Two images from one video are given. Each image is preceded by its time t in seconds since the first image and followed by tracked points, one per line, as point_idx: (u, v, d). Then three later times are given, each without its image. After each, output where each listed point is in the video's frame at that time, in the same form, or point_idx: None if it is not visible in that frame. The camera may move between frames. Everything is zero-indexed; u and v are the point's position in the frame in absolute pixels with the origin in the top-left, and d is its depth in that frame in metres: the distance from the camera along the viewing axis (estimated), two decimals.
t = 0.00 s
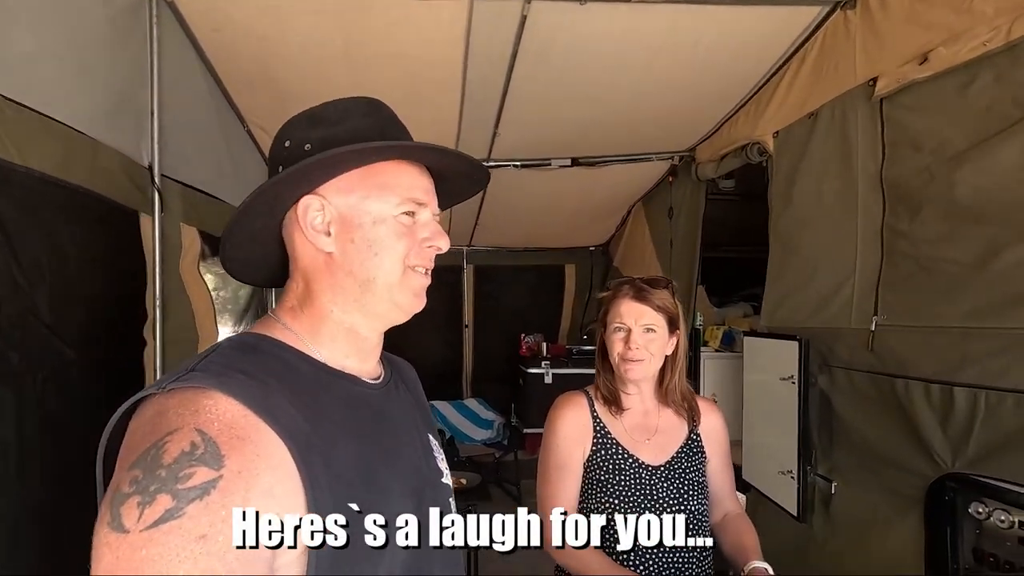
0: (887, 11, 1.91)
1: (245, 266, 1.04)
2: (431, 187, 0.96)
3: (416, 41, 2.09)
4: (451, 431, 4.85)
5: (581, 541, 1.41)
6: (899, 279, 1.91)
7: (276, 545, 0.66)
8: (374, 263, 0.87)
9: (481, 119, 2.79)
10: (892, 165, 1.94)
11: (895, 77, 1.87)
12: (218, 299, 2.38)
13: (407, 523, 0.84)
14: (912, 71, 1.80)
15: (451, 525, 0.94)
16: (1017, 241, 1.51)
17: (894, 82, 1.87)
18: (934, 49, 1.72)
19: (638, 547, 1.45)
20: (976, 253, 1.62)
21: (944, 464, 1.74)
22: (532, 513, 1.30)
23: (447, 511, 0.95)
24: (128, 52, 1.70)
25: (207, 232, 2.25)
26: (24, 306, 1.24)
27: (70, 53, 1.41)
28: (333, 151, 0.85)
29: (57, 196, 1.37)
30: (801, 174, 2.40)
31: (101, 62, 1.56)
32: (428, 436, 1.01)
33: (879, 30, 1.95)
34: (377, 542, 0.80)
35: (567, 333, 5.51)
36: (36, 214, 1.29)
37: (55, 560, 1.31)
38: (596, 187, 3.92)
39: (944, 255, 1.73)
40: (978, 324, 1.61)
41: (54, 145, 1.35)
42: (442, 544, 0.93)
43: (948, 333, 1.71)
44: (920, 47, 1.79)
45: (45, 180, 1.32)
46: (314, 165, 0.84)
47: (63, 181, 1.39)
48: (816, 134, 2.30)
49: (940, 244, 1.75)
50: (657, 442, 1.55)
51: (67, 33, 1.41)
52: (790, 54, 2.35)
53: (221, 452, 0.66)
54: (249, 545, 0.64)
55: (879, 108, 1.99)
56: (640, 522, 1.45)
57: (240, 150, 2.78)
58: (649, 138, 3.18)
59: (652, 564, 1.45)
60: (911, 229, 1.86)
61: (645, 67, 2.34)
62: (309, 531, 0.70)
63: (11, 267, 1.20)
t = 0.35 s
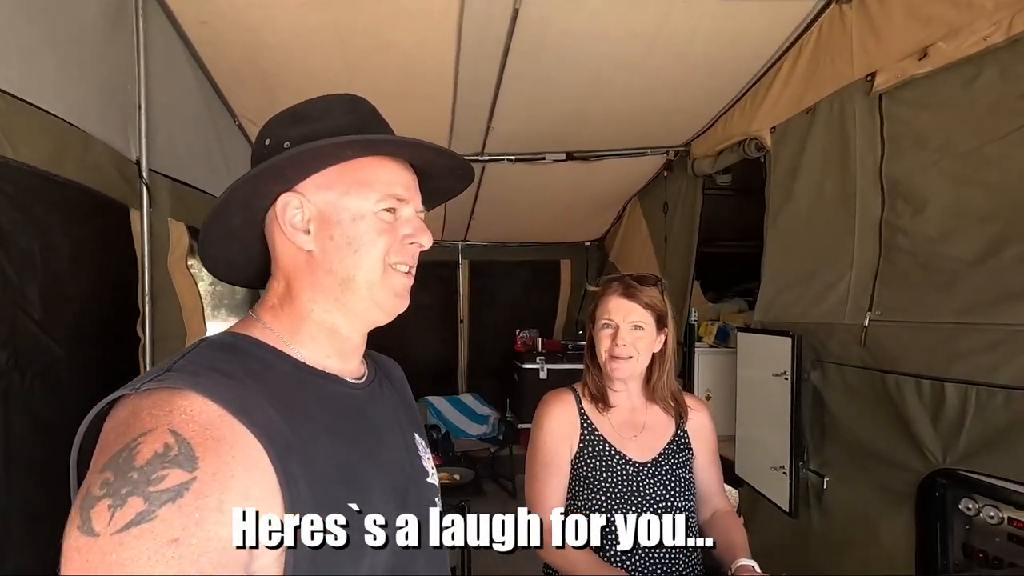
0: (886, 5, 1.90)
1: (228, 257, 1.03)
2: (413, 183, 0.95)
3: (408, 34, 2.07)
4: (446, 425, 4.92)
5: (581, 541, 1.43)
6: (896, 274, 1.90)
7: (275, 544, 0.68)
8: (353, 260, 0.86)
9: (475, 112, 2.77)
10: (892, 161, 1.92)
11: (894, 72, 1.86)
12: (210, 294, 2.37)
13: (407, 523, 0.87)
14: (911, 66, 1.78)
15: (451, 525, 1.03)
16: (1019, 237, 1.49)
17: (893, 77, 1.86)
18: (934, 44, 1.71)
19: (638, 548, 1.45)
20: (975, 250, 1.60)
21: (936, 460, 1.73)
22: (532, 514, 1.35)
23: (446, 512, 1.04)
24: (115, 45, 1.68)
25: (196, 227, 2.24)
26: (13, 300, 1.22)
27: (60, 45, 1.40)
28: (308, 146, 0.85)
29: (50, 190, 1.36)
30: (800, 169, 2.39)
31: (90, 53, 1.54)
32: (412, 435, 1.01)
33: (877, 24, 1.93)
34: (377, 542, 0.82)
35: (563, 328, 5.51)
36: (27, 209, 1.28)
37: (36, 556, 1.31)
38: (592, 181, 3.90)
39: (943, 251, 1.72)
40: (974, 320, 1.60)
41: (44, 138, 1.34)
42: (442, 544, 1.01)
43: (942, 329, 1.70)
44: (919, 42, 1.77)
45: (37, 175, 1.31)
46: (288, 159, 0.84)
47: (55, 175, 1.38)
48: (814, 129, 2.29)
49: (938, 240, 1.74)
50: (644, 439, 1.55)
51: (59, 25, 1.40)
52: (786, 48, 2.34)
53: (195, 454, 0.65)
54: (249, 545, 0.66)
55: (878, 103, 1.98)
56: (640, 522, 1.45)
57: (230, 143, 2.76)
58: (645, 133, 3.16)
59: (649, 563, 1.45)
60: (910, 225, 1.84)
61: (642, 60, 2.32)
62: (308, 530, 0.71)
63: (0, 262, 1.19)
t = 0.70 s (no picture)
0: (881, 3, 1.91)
1: (223, 252, 1.04)
2: (405, 177, 0.96)
3: (406, 31, 2.09)
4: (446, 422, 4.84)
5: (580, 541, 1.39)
6: (889, 271, 1.91)
7: (275, 545, 0.69)
8: (345, 254, 0.87)
9: (474, 109, 2.78)
10: (886, 158, 1.93)
11: (889, 69, 1.87)
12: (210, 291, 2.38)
13: (407, 523, 0.89)
14: (906, 63, 1.79)
15: (449, 524, 1.12)
16: (1010, 234, 1.49)
17: (888, 74, 1.86)
18: (928, 41, 1.72)
19: (638, 548, 1.43)
20: (966, 245, 1.61)
21: (930, 456, 1.73)
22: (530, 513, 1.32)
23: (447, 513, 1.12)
24: (114, 43, 1.69)
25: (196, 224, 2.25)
26: (10, 296, 1.24)
27: (55, 43, 1.41)
28: (298, 140, 0.86)
29: (43, 188, 1.36)
30: (796, 166, 2.39)
31: (88, 51, 1.56)
32: (408, 426, 1.03)
33: (873, 21, 1.94)
34: (377, 542, 0.83)
35: (562, 325, 5.54)
36: (20, 208, 1.28)
37: (34, 549, 1.32)
38: (591, 178, 3.91)
39: (936, 248, 1.72)
40: (968, 317, 1.60)
41: (38, 135, 1.34)
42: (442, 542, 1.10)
43: (936, 326, 1.71)
44: (914, 39, 1.78)
45: (31, 173, 1.32)
46: (279, 155, 0.86)
47: (49, 173, 1.38)
48: (811, 126, 2.30)
49: (930, 237, 1.75)
50: (638, 433, 1.56)
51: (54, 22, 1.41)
52: (784, 45, 2.34)
53: (190, 441, 0.66)
54: (248, 545, 0.68)
55: (873, 100, 1.98)
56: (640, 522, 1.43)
57: (229, 139, 2.77)
58: (643, 129, 3.17)
59: (646, 559, 1.44)
60: (904, 222, 1.85)
61: (638, 56, 2.33)
62: (307, 531, 0.72)
63: None
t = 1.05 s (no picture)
0: None
1: (216, 248, 1.04)
2: (392, 176, 0.96)
3: (405, 26, 2.09)
4: (444, 420, 4.95)
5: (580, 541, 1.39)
6: (885, 269, 1.90)
7: (276, 545, 0.72)
8: (330, 253, 0.88)
9: (471, 105, 2.78)
10: (880, 155, 1.93)
11: (884, 66, 1.87)
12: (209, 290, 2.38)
13: (407, 523, 0.92)
14: (900, 60, 1.79)
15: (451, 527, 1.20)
16: (1003, 231, 1.50)
17: (883, 71, 1.86)
18: (923, 38, 1.72)
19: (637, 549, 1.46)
20: (961, 243, 1.61)
21: (926, 453, 1.73)
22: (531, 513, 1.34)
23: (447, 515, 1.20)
24: (109, 40, 1.69)
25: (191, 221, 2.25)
26: (4, 291, 1.24)
27: (48, 39, 1.41)
28: (282, 138, 0.86)
29: (36, 185, 1.36)
30: (793, 164, 2.40)
31: (81, 48, 1.56)
32: (396, 424, 1.04)
33: (869, 18, 1.94)
34: (378, 541, 0.87)
35: (562, 324, 5.54)
36: (14, 204, 1.28)
37: (28, 546, 1.32)
38: (589, 176, 3.91)
39: (931, 245, 1.72)
40: (964, 314, 1.60)
41: (30, 132, 1.34)
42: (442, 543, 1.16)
43: (932, 323, 1.71)
44: (909, 36, 1.78)
45: (26, 170, 1.32)
46: (263, 153, 0.86)
47: (42, 170, 1.38)
48: (807, 124, 2.30)
49: (924, 235, 1.75)
50: (633, 432, 1.57)
51: (47, 19, 1.41)
52: (781, 42, 2.35)
53: (168, 437, 0.67)
54: (249, 545, 0.71)
55: (867, 98, 1.99)
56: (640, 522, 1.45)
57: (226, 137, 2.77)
58: (641, 127, 3.18)
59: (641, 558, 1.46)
60: (898, 219, 1.85)
61: (636, 53, 2.33)
62: (308, 531, 0.76)
63: None
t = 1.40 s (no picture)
0: None
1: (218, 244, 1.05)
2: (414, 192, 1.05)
3: (406, 26, 2.09)
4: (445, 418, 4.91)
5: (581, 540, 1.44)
6: (880, 264, 1.92)
7: (275, 545, 0.75)
8: (373, 256, 0.93)
9: (471, 105, 2.79)
10: (874, 152, 1.94)
11: (879, 62, 1.88)
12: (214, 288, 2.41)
13: (407, 523, 0.95)
14: (895, 56, 1.80)
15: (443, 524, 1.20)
16: (997, 228, 1.51)
17: (878, 67, 1.87)
18: (918, 34, 1.73)
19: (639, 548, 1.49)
20: (956, 239, 1.62)
21: (923, 447, 1.75)
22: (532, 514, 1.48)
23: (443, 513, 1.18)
24: (108, 39, 1.70)
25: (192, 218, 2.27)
26: (8, 286, 1.26)
27: (46, 38, 1.42)
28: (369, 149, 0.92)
29: (40, 181, 1.38)
30: (791, 160, 2.41)
31: (81, 46, 1.57)
32: (391, 414, 1.06)
33: (867, 15, 1.95)
34: (378, 541, 0.90)
35: (562, 321, 5.56)
36: (18, 200, 1.30)
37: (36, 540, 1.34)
38: (589, 174, 3.93)
39: (926, 241, 1.73)
40: (959, 309, 1.61)
41: (32, 129, 1.36)
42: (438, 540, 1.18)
43: (928, 318, 1.72)
44: (905, 32, 1.79)
45: (26, 166, 1.33)
46: (350, 159, 0.90)
47: (45, 166, 1.40)
48: (804, 120, 2.31)
49: (918, 230, 1.76)
50: (633, 427, 1.59)
51: (46, 17, 1.42)
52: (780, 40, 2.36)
53: (166, 425, 0.69)
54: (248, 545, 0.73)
55: (863, 93, 1.99)
56: (640, 522, 1.49)
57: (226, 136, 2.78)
58: (640, 126, 3.19)
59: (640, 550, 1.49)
60: (892, 214, 1.86)
61: (634, 53, 2.35)
62: (309, 531, 0.78)
63: None
